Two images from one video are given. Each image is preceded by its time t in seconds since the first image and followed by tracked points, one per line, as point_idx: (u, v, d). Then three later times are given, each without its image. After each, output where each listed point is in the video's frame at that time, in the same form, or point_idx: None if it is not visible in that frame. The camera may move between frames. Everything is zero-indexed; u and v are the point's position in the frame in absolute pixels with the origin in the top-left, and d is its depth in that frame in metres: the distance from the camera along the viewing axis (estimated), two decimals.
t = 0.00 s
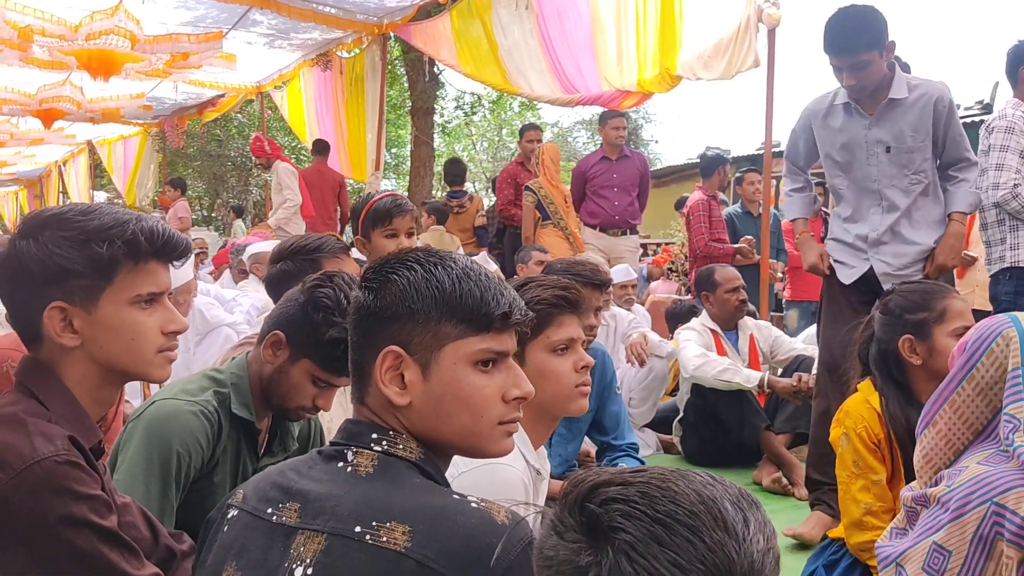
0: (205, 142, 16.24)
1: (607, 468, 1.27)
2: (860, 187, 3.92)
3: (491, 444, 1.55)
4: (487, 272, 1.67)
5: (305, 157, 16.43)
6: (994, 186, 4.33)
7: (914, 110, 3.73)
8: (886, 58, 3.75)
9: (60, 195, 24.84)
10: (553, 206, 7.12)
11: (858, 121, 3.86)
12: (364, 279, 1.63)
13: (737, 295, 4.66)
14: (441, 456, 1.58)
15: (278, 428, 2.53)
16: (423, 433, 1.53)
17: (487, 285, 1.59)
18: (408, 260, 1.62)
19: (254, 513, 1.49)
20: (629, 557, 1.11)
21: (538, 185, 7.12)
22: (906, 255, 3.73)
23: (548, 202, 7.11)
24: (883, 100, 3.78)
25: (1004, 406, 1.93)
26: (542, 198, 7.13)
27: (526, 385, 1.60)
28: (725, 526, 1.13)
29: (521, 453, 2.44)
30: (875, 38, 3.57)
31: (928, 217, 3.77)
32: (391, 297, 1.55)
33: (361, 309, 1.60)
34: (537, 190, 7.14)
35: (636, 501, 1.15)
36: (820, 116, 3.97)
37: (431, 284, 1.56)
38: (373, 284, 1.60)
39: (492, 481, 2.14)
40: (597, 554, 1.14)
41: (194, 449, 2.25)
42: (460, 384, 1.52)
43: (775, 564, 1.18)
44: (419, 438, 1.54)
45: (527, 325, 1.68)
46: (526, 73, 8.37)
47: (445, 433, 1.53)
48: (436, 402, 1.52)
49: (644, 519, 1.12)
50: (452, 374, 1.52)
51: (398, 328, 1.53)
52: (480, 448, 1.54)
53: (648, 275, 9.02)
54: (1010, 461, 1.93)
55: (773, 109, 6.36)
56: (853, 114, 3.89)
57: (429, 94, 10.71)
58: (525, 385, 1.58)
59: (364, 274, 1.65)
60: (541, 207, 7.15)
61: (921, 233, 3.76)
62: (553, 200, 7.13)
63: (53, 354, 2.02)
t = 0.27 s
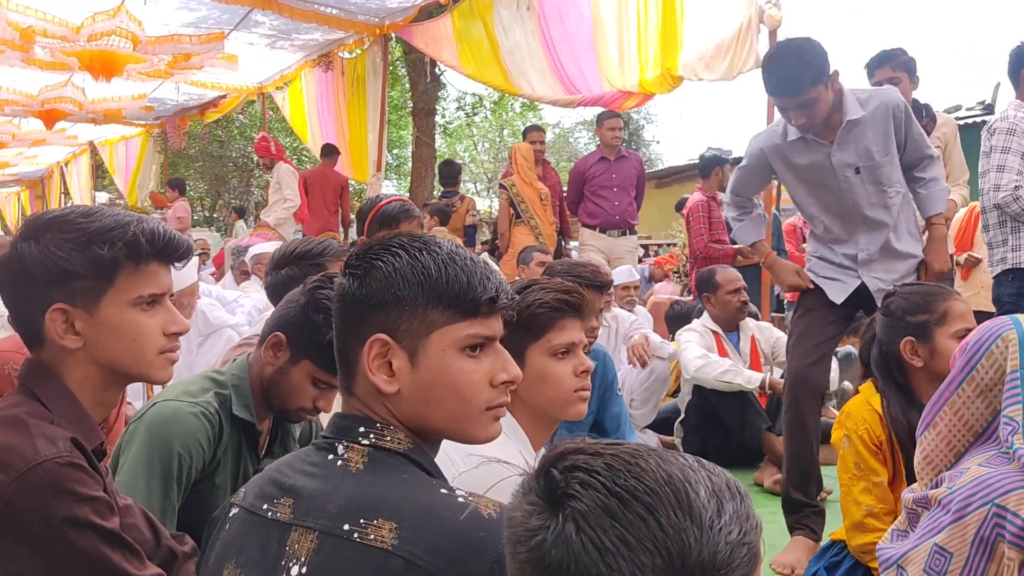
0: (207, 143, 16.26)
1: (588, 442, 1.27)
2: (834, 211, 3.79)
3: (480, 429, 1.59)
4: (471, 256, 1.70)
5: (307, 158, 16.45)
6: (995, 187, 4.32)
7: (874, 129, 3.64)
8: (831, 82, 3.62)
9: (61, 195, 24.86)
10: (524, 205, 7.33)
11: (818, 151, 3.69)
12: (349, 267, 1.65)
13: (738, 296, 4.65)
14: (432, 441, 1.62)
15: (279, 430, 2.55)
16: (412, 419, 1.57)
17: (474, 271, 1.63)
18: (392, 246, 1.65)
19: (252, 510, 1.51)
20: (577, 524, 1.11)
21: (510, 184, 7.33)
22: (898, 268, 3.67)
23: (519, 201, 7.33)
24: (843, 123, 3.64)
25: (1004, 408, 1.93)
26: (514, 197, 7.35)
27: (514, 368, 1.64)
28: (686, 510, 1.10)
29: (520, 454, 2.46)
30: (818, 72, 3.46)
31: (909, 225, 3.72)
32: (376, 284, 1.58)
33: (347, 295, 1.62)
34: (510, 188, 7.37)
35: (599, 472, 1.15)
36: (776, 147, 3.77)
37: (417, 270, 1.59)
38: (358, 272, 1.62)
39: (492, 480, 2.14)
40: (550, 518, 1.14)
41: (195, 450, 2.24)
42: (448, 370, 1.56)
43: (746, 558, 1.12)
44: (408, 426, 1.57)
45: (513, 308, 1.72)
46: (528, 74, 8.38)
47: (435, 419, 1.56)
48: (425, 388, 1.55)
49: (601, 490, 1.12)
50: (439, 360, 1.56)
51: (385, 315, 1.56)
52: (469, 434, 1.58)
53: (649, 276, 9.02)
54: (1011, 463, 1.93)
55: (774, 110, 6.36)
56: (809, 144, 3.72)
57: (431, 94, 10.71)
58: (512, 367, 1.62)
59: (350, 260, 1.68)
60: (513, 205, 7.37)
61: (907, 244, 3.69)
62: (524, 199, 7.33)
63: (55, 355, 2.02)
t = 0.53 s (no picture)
0: (210, 147, 16.28)
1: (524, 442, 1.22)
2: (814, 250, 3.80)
3: (464, 424, 1.61)
4: (450, 250, 1.72)
5: (310, 161, 16.47)
6: (1000, 189, 4.31)
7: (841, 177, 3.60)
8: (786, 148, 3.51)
9: (65, 200, 24.88)
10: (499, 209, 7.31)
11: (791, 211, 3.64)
12: (330, 265, 1.69)
13: (741, 299, 4.64)
14: (418, 437, 1.64)
15: (278, 435, 2.55)
16: (395, 416, 1.60)
17: (454, 265, 1.65)
18: (372, 243, 1.68)
19: (238, 517, 1.51)
20: (501, 526, 1.07)
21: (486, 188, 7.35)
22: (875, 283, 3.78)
23: (494, 205, 7.33)
24: (812, 190, 3.58)
25: (1006, 414, 1.92)
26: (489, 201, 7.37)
27: (498, 362, 1.66)
28: (613, 507, 1.05)
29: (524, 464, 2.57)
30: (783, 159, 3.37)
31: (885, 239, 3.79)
32: (356, 281, 1.61)
33: (328, 293, 1.65)
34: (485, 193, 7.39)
35: (525, 471, 1.11)
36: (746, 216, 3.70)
37: (397, 267, 1.61)
38: (338, 270, 1.65)
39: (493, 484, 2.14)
40: (476, 521, 1.10)
41: (197, 452, 2.24)
42: (430, 366, 1.58)
43: (683, 553, 1.07)
44: (392, 423, 1.61)
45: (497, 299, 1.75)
46: (530, 77, 8.37)
47: (419, 415, 1.59)
48: (408, 385, 1.58)
49: (524, 492, 1.07)
50: (422, 356, 1.58)
51: (364, 313, 1.59)
52: (452, 429, 1.60)
53: (652, 279, 9.01)
54: (1014, 468, 1.91)
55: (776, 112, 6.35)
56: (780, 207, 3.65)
57: (433, 97, 10.70)
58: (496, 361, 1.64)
59: (329, 259, 1.70)
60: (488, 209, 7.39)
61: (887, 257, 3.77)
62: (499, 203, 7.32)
63: (55, 361, 2.01)
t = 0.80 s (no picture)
0: (211, 155, 16.33)
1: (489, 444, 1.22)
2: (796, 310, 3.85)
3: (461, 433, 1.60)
4: (444, 257, 1.73)
5: (312, 169, 16.54)
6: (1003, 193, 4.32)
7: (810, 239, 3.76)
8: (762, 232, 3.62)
9: (67, 210, 24.95)
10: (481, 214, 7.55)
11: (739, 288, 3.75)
12: (325, 274, 1.70)
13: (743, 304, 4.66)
14: (415, 445, 1.65)
15: (280, 443, 2.55)
16: (392, 425, 1.60)
17: (448, 272, 1.66)
18: (365, 252, 1.69)
19: (234, 530, 1.52)
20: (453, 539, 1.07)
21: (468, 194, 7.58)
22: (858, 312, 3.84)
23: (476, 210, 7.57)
24: (794, 280, 3.70)
25: (1005, 421, 1.91)
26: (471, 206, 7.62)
27: (493, 369, 1.66)
28: (560, 516, 1.04)
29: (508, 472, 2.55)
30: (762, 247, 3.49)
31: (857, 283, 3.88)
32: (350, 290, 1.62)
33: (321, 302, 1.66)
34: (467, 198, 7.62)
35: (477, 479, 1.10)
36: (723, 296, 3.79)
37: (390, 275, 1.62)
38: (332, 279, 1.66)
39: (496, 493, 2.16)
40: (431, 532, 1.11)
41: (199, 459, 2.24)
42: (425, 374, 1.59)
43: (635, 558, 1.06)
44: (387, 432, 1.61)
45: (492, 307, 1.76)
46: (531, 84, 8.39)
47: (414, 424, 1.59)
48: (403, 393, 1.58)
49: (474, 504, 1.07)
50: (417, 364, 1.59)
51: (359, 322, 1.60)
52: (449, 439, 1.60)
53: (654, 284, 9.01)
54: (1015, 474, 1.91)
55: (778, 118, 6.36)
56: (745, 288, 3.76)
57: (434, 105, 10.73)
58: (492, 368, 1.64)
59: (322, 268, 1.71)
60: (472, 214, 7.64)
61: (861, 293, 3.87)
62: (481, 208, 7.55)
63: (56, 370, 2.01)
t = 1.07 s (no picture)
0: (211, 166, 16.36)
1: (470, 468, 1.23)
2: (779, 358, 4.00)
3: (459, 448, 1.60)
4: (440, 271, 1.73)
5: (311, 179, 16.57)
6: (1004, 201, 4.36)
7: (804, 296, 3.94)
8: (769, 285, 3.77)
9: (67, 221, 25.00)
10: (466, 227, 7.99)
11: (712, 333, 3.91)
12: (320, 291, 1.70)
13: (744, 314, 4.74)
14: (414, 461, 1.64)
15: (281, 459, 2.54)
16: (390, 442, 1.60)
17: (443, 287, 1.66)
18: (360, 268, 1.69)
19: (234, 550, 1.52)
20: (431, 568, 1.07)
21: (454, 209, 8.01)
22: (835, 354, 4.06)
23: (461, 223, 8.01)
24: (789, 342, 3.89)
25: (1008, 434, 1.91)
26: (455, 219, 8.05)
27: (491, 383, 1.66)
28: (535, 543, 1.04)
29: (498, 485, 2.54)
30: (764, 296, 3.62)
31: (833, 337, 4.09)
32: (345, 307, 1.62)
33: (317, 319, 1.66)
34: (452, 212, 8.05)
35: (454, 502, 1.11)
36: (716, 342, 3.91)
37: (385, 291, 1.62)
38: (327, 296, 1.66)
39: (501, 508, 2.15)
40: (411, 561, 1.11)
41: (201, 472, 2.24)
42: (422, 389, 1.58)
43: None
44: (386, 449, 1.60)
45: (488, 320, 1.76)
46: (529, 94, 8.40)
47: (412, 440, 1.59)
48: (401, 410, 1.58)
49: (451, 532, 1.07)
50: (414, 379, 1.58)
51: (354, 339, 1.60)
52: (449, 453, 1.59)
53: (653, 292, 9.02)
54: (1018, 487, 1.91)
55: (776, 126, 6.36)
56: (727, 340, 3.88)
57: (432, 115, 10.75)
58: (489, 383, 1.64)
59: (318, 285, 1.71)
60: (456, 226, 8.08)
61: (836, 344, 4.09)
62: (467, 222, 7.99)
63: (55, 388, 2.01)
